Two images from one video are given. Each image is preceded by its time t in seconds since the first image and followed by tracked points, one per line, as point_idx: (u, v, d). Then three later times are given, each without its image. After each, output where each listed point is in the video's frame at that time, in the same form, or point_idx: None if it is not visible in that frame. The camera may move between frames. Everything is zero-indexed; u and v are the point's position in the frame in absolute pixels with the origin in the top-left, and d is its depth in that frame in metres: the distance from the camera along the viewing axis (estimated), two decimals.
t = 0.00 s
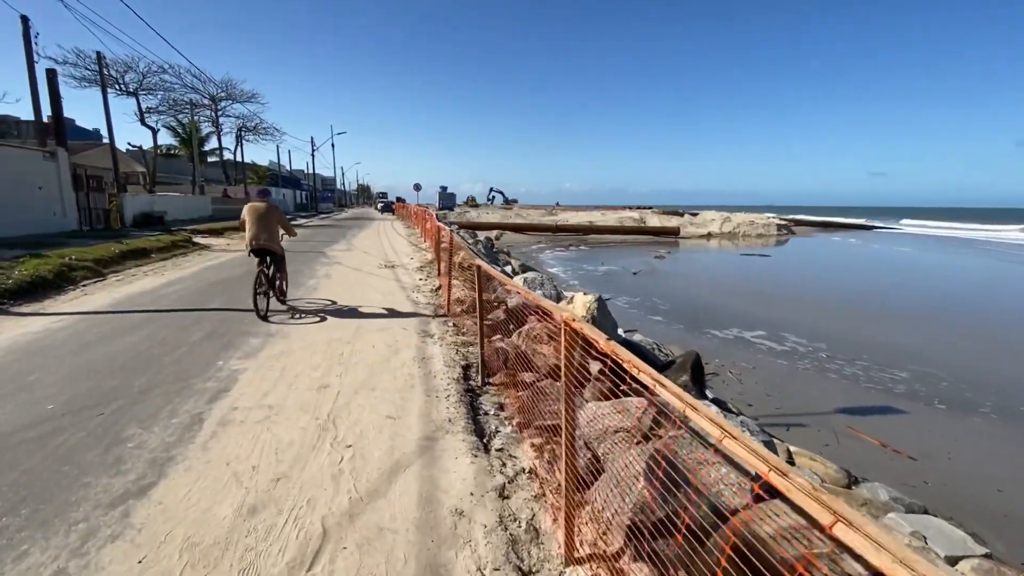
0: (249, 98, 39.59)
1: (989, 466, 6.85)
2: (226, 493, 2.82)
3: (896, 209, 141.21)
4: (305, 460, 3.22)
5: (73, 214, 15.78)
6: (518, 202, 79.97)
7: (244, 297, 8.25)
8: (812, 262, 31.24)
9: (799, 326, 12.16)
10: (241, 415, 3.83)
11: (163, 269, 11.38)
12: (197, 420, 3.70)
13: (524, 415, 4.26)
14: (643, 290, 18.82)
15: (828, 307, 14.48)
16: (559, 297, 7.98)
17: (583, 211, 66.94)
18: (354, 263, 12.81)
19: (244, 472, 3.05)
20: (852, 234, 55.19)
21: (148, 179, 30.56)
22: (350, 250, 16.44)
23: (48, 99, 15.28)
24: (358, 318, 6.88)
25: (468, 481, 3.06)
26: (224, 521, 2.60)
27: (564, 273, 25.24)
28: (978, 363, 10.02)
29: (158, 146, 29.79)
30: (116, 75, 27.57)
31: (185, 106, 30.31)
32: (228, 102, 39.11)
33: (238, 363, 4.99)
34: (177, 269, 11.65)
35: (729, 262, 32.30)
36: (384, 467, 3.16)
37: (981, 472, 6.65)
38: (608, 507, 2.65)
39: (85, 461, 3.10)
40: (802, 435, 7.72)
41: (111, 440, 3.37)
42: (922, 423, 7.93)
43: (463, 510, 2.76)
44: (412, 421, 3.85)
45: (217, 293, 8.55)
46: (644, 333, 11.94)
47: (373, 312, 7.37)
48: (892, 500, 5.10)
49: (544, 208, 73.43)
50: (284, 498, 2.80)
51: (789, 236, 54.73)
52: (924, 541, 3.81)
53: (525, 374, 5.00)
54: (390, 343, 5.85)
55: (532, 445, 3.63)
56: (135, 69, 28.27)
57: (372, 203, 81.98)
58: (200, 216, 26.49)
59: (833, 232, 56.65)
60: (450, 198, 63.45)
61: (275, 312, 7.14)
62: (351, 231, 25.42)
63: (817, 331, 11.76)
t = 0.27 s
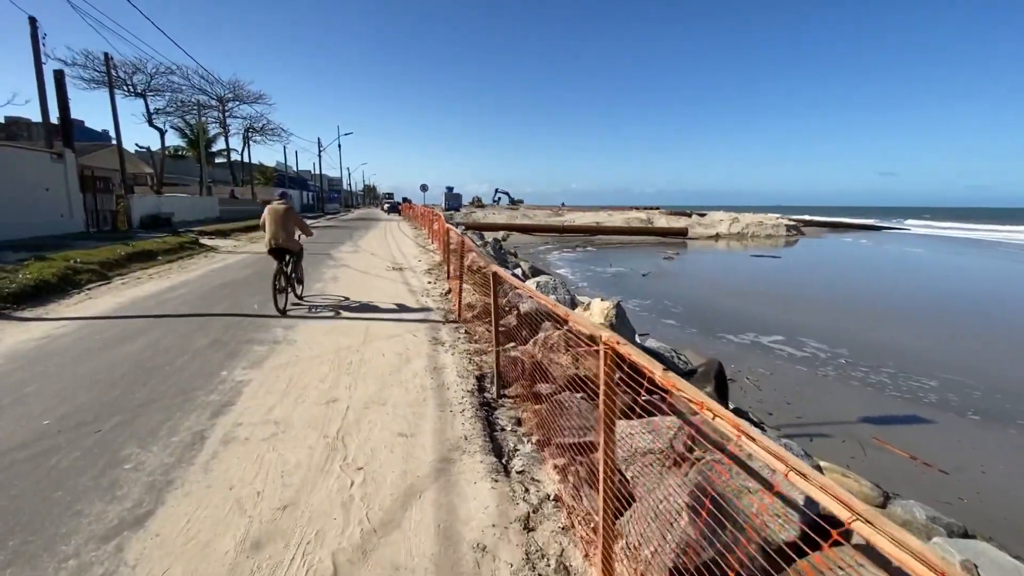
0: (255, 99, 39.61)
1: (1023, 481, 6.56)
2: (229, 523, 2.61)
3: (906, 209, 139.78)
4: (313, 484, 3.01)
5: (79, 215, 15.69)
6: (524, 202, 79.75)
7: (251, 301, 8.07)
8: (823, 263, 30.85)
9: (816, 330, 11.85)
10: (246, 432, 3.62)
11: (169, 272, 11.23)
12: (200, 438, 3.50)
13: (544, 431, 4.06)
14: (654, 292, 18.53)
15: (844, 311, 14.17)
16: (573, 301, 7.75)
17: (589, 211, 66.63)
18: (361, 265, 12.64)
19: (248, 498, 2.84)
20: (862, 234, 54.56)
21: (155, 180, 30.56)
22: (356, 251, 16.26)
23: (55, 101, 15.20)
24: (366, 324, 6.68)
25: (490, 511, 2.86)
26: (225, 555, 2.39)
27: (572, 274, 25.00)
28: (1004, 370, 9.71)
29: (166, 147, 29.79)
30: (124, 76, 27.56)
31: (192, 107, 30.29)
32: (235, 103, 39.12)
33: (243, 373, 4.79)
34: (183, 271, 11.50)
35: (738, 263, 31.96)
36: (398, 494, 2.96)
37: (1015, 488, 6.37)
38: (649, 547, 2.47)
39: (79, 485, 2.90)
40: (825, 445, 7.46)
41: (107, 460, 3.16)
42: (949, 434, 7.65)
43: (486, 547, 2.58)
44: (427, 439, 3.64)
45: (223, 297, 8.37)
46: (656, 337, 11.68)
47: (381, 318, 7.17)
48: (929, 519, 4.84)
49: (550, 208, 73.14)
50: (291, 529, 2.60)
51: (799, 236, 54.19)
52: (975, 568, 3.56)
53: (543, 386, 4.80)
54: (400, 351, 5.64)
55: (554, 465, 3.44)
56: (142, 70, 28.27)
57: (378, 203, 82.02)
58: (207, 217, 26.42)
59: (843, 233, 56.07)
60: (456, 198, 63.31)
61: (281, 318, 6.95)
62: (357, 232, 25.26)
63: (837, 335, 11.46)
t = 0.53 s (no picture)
0: (260, 100, 39.56)
1: None
2: (221, 552, 2.38)
3: (912, 210, 138.86)
4: (313, 506, 2.78)
5: (81, 217, 15.55)
6: (527, 203, 79.91)
7: (252, 303, 7.85)
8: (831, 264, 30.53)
9: (831, 334, 11.57)
10: (242, 446, 3.39)
11: (169, 273, 11.04)
12: (192, 453, 3.26)
13: (560, 444, 3.82)
14: (662, 294, 18.28)
15: (859, 314, 13.88)
16: (584, 304, 7.51)
17: (594, 212, 66.41)
18: (365, 266, 12.45)
19: (242, 522, 2.60)
20: (870, 235, 54.08)
21: (159, 181, 30.48)
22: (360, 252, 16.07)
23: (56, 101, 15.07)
24: (370, 327, 6.45)
25: (505, 536, 2.63)
26: None
27: (578, 275, 24.75)
28: None
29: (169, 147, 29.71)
30: (128, 77, 27.49)
31: (196, 108, 30.20)
32: (239, 103, 39.04)
33: (241, 381, 4.56)
34: (184, 273, 11.31)
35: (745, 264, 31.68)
36: (405, 517, 2.72)
37: None
38: None
39: (60, 507, 2.67)
40: (846, 454, 7.20)
41: (91, 479, 2.93)
42: (975, 442, 7.38)
43: None
44: (435, 452, 3.40)
45: (223, 300, 8.16)
46: (667, 340, 11.43)
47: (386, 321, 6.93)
48: (967, 536, 4.59)
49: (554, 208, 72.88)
50: (289, 559, 2.37)
51: (805, 237, 53.78)
52: None
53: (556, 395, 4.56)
54: (405, 357, 5.39)
55: (572, 483, 3.19)
56: (146, 71, 28.19)
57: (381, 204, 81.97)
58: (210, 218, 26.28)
59: (850, 233, 55.64)
60: (460, 198, 63.15)
61: (283, 321, 6.72)
62: (361, 233, 25.07)
63: (855, 340, 11.17)
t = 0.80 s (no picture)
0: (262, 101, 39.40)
1: None
2: None
3: (919, 210, 137.90)
4: (304, 542, 2.51)
5: (80, 218, 15.35)
6: (530, 203, 79.68)
7: (249, 308, 7.60)
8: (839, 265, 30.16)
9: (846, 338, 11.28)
10: (230, 469, 3.13)
11: (167, 276, 10.81)
12: (175, 479, 2.99)
13: (573, 465, 3.56)
14: (668, 296, 17.99)
15: (873, 317, 13.55)
16: (592, 309, 7.24)
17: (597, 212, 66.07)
18: (367, 269, 12.20)
19: (224, 564, 2.34)
20: (877, 235, 53.59)
21: (161, 182, 30.35)
22: (362, 254, 15.83)
23: (55, 102, 14.90)
24: (371, 334, 6.19)
25: None
26: None
27: (583, 276, 24.45)
28: None
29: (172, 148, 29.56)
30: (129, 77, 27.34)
31: (199, 109, 30.07)
32: (242, 104, 38.92)
33: (233, 394, 4.30)
34: (183, 276, 11.08)
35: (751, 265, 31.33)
36: (406, 556, 2.45)
37: None
38: None
39: (23, 546, 2.41)
40: (867, 465, 6.90)
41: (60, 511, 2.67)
42: (1002, 453, 7.07)
43: None
44: (439, 477, 3.13)
45: (220, 304, 7.92)
46: (676, 344, 11.13)
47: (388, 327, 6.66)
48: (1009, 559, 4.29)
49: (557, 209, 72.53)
50: None
51: (811, 237, 53.31)
52: None
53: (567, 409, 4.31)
54: (407, 367, 5.13)
55: (590, 514, 2.93)
56: (148, 72, 28.04)
57: (384, 205, 81.82)
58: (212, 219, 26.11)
59: (856, 233, 55.15)
60: (463, 199, 62.97)
61: (281, 327, 6.47)
62: (363, 234, 24.84)
63: (871, 344, 10.86)
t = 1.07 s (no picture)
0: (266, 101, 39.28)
1: None
2: None
3: (925, 209, 136.82)
4: None
5: (80, 219, 15.17)
6: (534, 203, 79.47)
7: (248, 312, 7.36)
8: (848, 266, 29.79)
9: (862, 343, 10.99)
10: (219, 494, 2.87)
11: (167, 278, 10.59)
12: (159, 506, 2.75)
13: (592, 488, 3.29)
14: (676, 297, 17.71)
15: (889, 320, 13.23)
16: (603, 313, 6.97)
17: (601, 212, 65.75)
18: (370, 270, 11.96)
19: None
20: (885, 235, 53.05)
21: (164, 183, 30.21)
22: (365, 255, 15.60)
23: (55, 102, 14.72)
24: (374, 340, 5.93)
25: None
26: None
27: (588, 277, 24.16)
28: None
29: (175, 148, 29.42)
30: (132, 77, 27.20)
31: (202, 109, 29.91)
32: (245, 104, 38.77)
33: (228, 407, 4.05)
34: (183, 278, 10.87)
35: (759, 266, 30.99)
36: None
37: None
38: None
39: None
40: (892, 475, 6.59)
41: (30, 545, 2.42)
42: None
43: None
44: (448, 504, 2.87)
45: (219, 308, 7.68)
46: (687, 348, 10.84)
47: (391, 332, 6.40)
48: None
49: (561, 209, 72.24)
50: None
51: (818, 237, 52.86)
52: None
53: (583, 423, 4.03)
54: (412, 376, 4.85)
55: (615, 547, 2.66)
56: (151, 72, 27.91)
57: (388, 205, 81.71)
58: (215, 220, 25.93)
59: (863, 233, 54.67)
60: (466, 199, 62.78)
61: (280, 333, 6.23)
62: (367, 235, 24.60)
63: (890, 349, 10.55)
